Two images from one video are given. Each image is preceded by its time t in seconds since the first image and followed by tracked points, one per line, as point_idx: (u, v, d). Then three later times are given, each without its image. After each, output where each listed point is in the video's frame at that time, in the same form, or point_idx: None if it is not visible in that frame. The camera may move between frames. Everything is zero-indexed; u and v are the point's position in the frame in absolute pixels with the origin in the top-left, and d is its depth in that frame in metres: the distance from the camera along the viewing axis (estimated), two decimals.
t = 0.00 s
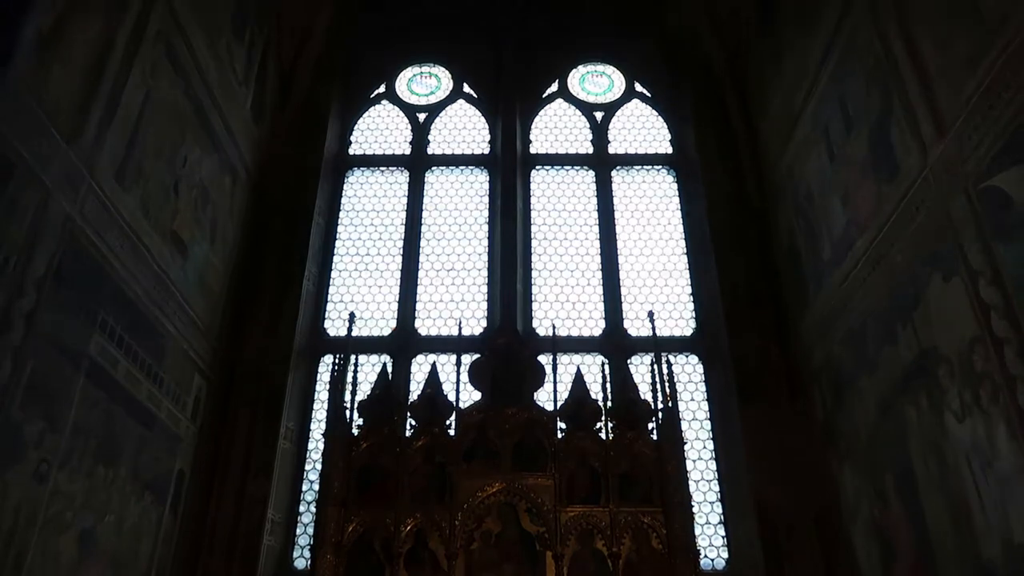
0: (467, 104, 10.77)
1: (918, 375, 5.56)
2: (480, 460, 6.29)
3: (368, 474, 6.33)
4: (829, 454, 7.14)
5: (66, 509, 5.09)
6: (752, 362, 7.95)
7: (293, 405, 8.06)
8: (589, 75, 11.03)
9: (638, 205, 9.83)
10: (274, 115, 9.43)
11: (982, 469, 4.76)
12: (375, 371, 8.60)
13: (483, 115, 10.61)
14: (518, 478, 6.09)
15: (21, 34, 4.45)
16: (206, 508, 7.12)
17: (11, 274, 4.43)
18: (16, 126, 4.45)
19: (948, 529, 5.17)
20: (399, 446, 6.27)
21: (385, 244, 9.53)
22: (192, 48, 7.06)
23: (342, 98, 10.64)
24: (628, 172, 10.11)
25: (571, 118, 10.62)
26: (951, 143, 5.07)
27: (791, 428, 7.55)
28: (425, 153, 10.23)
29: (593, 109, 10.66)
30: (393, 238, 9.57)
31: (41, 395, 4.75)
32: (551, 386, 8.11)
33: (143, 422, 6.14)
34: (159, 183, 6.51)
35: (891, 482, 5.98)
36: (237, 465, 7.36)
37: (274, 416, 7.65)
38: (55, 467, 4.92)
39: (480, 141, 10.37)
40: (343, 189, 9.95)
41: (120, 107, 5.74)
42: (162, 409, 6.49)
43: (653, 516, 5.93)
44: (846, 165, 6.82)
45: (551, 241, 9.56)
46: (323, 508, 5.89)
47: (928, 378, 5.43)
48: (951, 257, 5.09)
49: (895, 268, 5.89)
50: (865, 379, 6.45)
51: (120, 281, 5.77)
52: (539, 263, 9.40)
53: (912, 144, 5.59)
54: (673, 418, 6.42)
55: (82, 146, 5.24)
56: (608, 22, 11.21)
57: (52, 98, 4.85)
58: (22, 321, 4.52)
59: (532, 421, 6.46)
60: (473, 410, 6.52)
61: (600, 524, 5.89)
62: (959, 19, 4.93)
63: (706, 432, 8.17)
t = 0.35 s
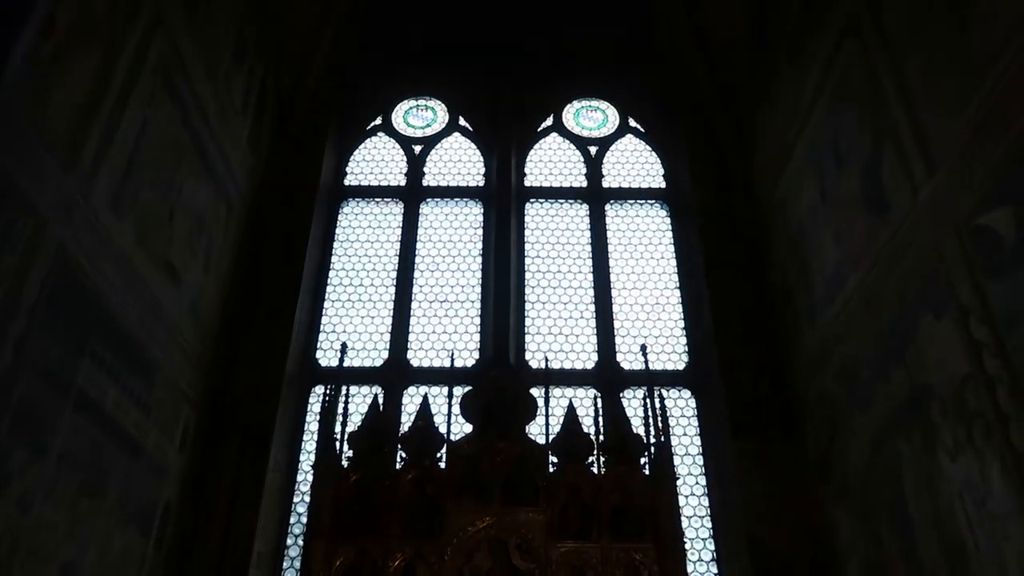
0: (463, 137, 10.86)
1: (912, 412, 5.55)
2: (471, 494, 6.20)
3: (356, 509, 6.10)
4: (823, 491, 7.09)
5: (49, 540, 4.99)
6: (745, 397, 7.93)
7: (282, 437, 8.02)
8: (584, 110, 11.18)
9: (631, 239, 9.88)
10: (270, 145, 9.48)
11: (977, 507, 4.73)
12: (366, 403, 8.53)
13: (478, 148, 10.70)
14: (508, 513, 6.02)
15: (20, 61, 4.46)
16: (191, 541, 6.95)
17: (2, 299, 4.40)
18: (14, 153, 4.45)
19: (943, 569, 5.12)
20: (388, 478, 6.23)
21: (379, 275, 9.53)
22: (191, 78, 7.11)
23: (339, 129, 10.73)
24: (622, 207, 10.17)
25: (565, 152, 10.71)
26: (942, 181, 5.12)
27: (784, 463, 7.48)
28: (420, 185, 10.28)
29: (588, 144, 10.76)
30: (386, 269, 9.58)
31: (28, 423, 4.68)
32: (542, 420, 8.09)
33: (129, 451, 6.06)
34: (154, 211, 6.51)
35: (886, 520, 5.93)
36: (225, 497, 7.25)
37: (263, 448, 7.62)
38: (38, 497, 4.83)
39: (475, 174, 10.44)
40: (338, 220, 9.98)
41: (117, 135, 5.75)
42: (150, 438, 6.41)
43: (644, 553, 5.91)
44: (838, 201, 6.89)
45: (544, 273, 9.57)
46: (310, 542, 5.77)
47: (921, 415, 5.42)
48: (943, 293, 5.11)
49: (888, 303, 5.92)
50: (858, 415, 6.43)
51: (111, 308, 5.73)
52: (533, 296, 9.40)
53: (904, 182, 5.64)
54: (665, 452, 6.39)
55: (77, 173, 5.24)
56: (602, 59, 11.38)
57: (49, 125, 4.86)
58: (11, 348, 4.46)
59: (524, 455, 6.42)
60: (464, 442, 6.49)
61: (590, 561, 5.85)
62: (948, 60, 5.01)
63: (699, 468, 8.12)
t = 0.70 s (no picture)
0: (460, 163, 10.94)
1: (910, 436, 5.52)
2: (468, 521, 6.13)
3: (352, 536, 6.02)
4: (822, 516, 7.04)
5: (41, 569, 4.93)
6: (744, 421, 7.88)
7: (278, 463, 7.98)
8: (581, 135, 11.33)
9: (628, 264, 9.90)
10: (269, 171, 9.53)
11: (977, 532, 4.70)
12: (363, 428, 8.49)
13: (475, 173, 10.76)
14: (505, 541, 5.92)
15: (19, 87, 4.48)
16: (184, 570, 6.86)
17: None
18: (13, 178, 4.46)
19: None
20: (386, 504, 6.15)
21: (376, 300, 9.54)
22: (190, 104, 7.16)
23: (338, 155, 10.80)
24: (619, 231, 10.22)
25: (562, 177, 10.78)
26: (936, 205, 5.16)
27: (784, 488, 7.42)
28: (418, 210, 10.32)
29: (585, 169, 10.84)
30: (384, 295, 9.58)
31: (21, 450, 4.64)
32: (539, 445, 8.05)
33: (124, 478, 6.00)
34: (152, 236, 6.52)
35: (886, 545, 5.88)
36: (219, 524, 7.16)
37: (259, 474, 7.56)
38: (31, 524, 4.78)
39: (472, 199, 10.49)
40: (335, 245, 10.00)
41: (116, 162, 5.78)
42: (144, 465, 6.35)
43: None
44: (834, 225, 6.93)
45: (542, 298, 9.58)
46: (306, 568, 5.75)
47: (920, 439, 5.40)
48: (940, 316, 5.12)
49: (885, 326, 5.92)
50: (857, 439, 6.41)
51: (107, 334, 5.71)
52: (530, 321, 9.39)
53: (899, 205, 5.68)
54: (664, 478, 6.35)
55: (75, 198, 5.24)
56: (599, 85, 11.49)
57: (48, 150, 4.88)
58: (6, 373, 4.44)
59: (522, 481, 6.33)
60: (462, 468, 6.44)
61: None
62: (941, 86, 5.07)
63: (698, 493, 8.08)
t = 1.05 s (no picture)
0: (458, 198, 11.00)
1: (914, 469, 5.47)
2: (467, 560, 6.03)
3: None
4: (826, 552, 6.94)
5: None
6: (745, 455, 7.81)
7: (274, 502, 7.88)
8: (577, 170, 11.40)
9: (626, 298, 9.90)
10: (267, 208, 9.57)
11: (983, 568, 4.63)
12: (360, 466, 8.40)
13: (473, 209, 10.81)
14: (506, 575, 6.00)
15: (17, 126, 4.51)
16: None
17: None
18: (9, 217, 4.46)
19: None
20: (382, 544, 5.65)
21: (374, 336, 9.52)
22: (189, 141, 7.21)
23: (337, 192, 10.87)
24: (616, 265, 10.24)
25: (559, 212, 10.83)
26: (931, 237, 5.17)
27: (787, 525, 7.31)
28: (415, 246, 10.35)
29: (581, 204, 10.89)
30: (381, 330, 9.56)
31: (13, 493, 4.57)
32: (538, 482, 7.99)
33: (116, 519, 5.91)
34: (149, 274, 6.51)
35: None
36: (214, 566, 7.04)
37: (255, 514, 7.46)
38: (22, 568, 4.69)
39: (470, 234, 10.53)
40: (333, 280, 10.00)
41: (113, 198, 5.80)
42: (138, 505, 6.26)
43: None
44: (830, 257, 6.95)
45: (540, 333, 9.56)
46: None
47: (923, 472, 5.35)
48: (939, 346, 5.10)
49: (884, 357, 5.90)
50: (859, 472, 6.35)
51: (102, 370, 5.67)
52: (529, 355, 9.35)
53: (895, 235, 5.70)
54: (665, 514, 6.27)
55: (72, 235, 5.24)
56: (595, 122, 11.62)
57: (45, 187, 4.88)
58: None
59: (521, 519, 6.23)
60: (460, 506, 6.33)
61: None
62: (934, 117, 5.12)
63: (700, 529, 7.97)
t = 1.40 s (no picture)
0: (456, 224, 11.01)
1: (917, 490, 5.44)
2: None
3: None
4: None
5: None
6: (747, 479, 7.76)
7: (272, 531, 7.79)
8: (575, 195, 11.43)
9: (625, 322, 9.90)
10: (266, 235, 9.60)
11: None
12: (359, 494, 8.33)
13: (472, 234, 10.84)
14: None
15: (17, 153, 4.54)
16: None
17: None
18: (9, 243, 4.47)
19: None
20: None
21: (372, 362, 9.48)
22: (188, 168, 7.25)
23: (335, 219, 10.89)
24: (615, 290, 10.24)
25: (557, 237, 10.84)
26: (928, 257, 5.20)
27: (790, 550, 7.23)
28: (414, 272, 10.35)
29: (580, 229, 10.91)
30: (380, 357, 9.53)
31: (9, 523, 4.52)
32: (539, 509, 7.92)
33: (113, 548, 5.84)
34: (148, 300, 6.51)
35: None
36: None
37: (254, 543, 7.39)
38: None
39: (468, 260, 10.54)
40: (332, 307, 9.99)
41: (114, 225, 5.81)
42: (135, 535, 6.19)
43: None
44: (829, 277, 6.96)
45: (539, 357, 9.53)
46: None
47: (927, 493, 5.31)
48: (939, 366, 5.09)
49: (885, 378, 5.87)
50: (863, 495, 6.30)
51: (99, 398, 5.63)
52: (528, 380, 9.32)
53: (894, 257, 5.70)
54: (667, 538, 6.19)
55: (72, 261, 5.24)
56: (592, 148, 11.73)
57: (46, 214, 4.90)
58: None
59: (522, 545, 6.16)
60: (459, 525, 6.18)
61: None
62: (931, 139, 5.15)
63: (703, 555, 7.89)
